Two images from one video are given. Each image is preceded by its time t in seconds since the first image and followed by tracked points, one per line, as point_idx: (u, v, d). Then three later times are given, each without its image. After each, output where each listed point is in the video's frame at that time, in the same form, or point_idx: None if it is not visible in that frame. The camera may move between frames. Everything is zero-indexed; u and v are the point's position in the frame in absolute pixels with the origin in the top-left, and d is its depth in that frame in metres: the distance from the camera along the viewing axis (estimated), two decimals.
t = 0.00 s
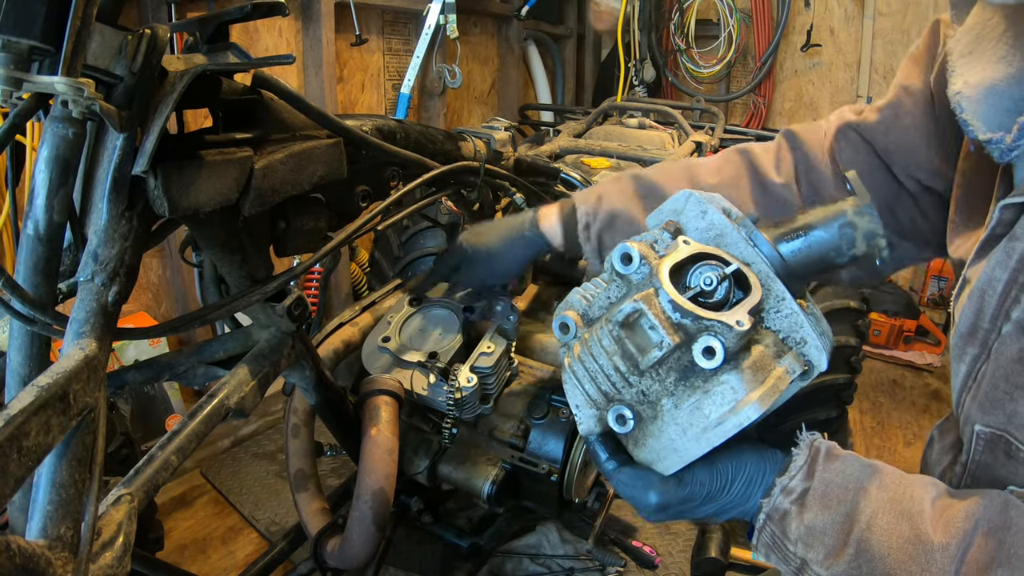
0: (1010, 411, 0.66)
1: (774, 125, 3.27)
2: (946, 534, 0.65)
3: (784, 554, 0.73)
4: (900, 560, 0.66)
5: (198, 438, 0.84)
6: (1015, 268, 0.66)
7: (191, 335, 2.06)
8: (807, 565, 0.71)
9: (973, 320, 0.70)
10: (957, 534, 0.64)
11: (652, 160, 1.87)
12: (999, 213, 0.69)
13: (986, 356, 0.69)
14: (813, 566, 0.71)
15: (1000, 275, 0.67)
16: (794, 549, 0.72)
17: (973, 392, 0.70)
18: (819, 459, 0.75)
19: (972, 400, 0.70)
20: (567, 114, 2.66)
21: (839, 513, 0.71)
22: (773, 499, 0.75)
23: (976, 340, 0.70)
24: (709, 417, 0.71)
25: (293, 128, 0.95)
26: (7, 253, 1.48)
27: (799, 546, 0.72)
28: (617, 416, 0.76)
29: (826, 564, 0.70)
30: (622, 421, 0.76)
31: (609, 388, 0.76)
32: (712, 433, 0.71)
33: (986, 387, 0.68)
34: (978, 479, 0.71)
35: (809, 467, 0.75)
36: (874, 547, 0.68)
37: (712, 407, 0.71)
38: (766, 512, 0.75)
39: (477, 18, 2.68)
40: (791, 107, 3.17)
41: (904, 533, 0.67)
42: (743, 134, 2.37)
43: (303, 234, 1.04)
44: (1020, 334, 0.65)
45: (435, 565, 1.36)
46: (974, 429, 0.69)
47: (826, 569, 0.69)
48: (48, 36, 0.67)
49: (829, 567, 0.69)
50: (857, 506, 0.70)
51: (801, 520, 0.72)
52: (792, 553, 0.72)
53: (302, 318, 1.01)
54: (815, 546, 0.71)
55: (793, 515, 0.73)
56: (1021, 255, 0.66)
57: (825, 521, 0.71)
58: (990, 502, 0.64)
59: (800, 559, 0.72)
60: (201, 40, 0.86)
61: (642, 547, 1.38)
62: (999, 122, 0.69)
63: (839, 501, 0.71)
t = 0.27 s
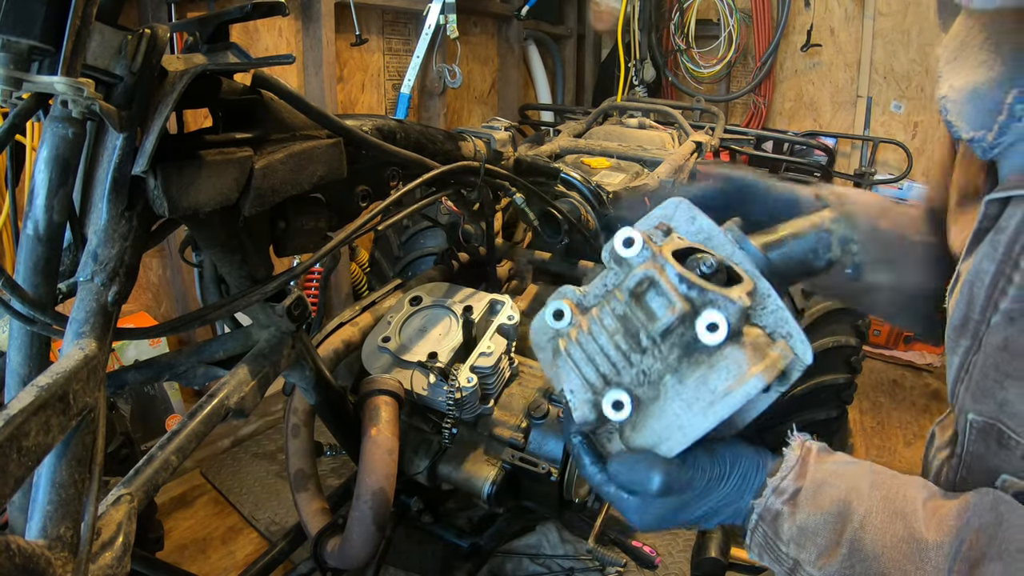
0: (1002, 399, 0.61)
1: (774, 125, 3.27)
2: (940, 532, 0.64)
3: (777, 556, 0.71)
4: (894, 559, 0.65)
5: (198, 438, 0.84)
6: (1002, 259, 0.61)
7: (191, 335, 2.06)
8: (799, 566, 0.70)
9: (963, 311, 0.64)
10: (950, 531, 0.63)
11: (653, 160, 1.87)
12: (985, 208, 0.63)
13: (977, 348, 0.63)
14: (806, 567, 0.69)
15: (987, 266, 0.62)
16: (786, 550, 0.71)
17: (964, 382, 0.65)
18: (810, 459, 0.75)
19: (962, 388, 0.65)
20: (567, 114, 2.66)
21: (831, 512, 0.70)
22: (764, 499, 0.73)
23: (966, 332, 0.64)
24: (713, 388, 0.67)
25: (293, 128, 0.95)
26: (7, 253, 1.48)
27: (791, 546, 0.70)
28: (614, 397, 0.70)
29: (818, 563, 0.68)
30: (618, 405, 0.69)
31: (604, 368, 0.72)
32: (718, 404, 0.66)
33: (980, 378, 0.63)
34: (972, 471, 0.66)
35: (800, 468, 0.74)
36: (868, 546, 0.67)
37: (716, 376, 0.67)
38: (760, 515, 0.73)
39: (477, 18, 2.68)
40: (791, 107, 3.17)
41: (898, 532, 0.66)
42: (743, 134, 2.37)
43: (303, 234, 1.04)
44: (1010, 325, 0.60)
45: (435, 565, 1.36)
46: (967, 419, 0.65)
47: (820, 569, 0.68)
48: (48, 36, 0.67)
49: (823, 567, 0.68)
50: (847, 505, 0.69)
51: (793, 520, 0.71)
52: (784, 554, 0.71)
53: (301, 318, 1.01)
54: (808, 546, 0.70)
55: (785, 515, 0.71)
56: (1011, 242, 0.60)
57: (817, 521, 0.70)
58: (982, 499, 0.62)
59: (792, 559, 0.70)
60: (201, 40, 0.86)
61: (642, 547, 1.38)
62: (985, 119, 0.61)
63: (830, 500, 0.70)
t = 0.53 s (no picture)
0: (1013, 359, 0.55)
1: (773, 125, 3.27)
2: (948, 511, 0.51)
3: (785, 538, 0.54)
4: (911, 537, 0.51)
5: (198, 438, 0.84)
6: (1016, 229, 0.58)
7: (191, 335, 2.07)
8: (807, 549, 0.53)
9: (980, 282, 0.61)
10: (961, 506, 0.51)
11: (652, 160, 1.88)
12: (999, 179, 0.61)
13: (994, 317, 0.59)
14: (815, 549, 0.52)
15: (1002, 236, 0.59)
16: (795, 532, 0.53)
17: (980, 347, 0.59)
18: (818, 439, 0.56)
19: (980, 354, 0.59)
20: (567, 114, 2.66)
21: (841, 490, 0.53)
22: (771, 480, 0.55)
23: (984, 302, 0.61)
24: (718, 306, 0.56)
25: (293, 128, 0.95)
26: (7, 254, 1.48)
27: (800, 528, 0.53)
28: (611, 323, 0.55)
29: (830, 546, 0.52)
30: (610, 332, 0.55)
31: (597, 300, 0.57)
32: (719, 314, 0.54)
33: (992, 341, 0.57)
34: (982, 443, 0.59)
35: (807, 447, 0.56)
36: (879, 526, 0.51)
37: (711, 290, 0.56)
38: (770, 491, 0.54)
39: (477, 18, 2.68)
40: (791, 107, 3.17)
41: (908, 509, 0.52)
42: (743, 134, 2.37)
43: (302, 235, 1.04)
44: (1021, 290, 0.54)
45: (435, 565, 1.36)
46: (979, 383, 0.58)
47: (829, 549, 0.52)
48: (48, 36, 0.67)
49: (831, 547, 0.52)
50: (853, 482, 0.53)
51: (803, 500, 0.53)
52: (792, 536, 0.53)
53: (301, 318, 1.02)
54: (819, 526, 0.52)
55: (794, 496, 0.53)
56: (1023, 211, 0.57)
57: (828, 500, 0.52)
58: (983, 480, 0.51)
59: (801, 540, 0.53)
60: (200, 40, 0.86)
61: (642, 547, 1.38)
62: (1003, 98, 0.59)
63: (836, 478, 0.53)
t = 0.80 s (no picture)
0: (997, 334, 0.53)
1: (774, 125, 3.27)
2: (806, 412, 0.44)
3: (635, 442, 0.43)
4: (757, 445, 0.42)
5: (198, 438, 0.84)
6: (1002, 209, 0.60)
7: (190, 335, 2.06)
8: (649, 449, 0.42)
9: (967, 264, 0.63)
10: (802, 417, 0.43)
11: (652, 160, 1.88)
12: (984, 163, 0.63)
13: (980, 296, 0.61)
14: (655, 449, 0.42)
15: (988, 217, 0.60)
16: (640, 430, 0.43)
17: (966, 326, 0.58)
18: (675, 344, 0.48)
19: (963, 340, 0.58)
20: (566, 114, 2.66)
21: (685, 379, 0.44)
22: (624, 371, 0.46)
23: (971, 285, 0.63)
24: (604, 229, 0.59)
25: (292, 128, 0.95)
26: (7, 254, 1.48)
27: (646, 425, 0.43)
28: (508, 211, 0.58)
29: (670, 442, 0.42)
30: (508, 218, 0.55)
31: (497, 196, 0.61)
32: (609, 224, 0.56)
33: (977, 325, 0.55)
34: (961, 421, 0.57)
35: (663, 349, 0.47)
36: (719, 419, 0.42)
37: (603, 208, 0.59)
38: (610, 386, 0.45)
39: (476, 18, 2.68)
40: (791, 107, 3.17)
41: (758, 400, 0.44)
42: (743, 134, 2.37)
43: (301, 235, 1.04)
44: (1005, 272, 0.55)
45: (435, 565, 1.36)
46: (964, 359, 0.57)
47: (672, 447, 0.42)
48: (47, 37, 0.67)
49: (675, 446, 0.42)
50: (706, 374, 0.45)
51: (649, 393, 0.44)
52: (640, 436, 0.43)
53: (300, 318, 1.01)
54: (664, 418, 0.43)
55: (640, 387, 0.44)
56: (1008, 190, 0.59)
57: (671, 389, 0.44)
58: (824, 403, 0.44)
59: (640, 439, 0.43)
60: (200, 41, 0.86)
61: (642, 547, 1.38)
62: (989, 75, 0.60)
63: (690, 365, 0.45)
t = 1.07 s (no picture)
0: (968, 342, 0.71)
1: (773, 125, 3.27)
2: (734, 416, 0.68)
3: (576, 440, 0.74)
4: (692, 457, 0.66)
5: (198, 438, 0.84)
6: (970, 216, 0.78)
7: (190, 335, 2.06)
8: (594, 447, 0.72)
9: (944, 270, 0.81)
10: (737, 426, 0.66)
11: (653, 160, 1.87)
12: (956, 169, 0.81)
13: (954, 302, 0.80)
14: (598, 446, 0.72)
15: (959, 222, 0.78)
16: (584, 432, 0.74)
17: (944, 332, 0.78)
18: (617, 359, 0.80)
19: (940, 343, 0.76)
20: (567, 114, 2.66)
21: (627, 394, 0.73)
22: (569, 390, 0.79)
23: (946, 288, 0.81)
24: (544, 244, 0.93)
25: (293, 127, 0.95)
26: (7, 253, 1.48)
27: (587, 427, 0.73)
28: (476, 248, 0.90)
29: (609, 442, 0.71)
30: (469, 236, 0.93)
31: (462, 219, 1.01)
32: (536, 246, 0.93)
33: (952, 327, 0.72)
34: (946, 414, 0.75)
35: (605, 362, 0.80)
36: (652, 424, 0.69)
37: (551, 230, 0.96)
38: (558, 389, 0.82)
39: (476, 18, 2.68)
40: (791, 107, 3.17)
41: (687, 414, 0.69)
42: (743, 134, 2.37)
43: (302, 235, 1.04)
44: (977, 277, 0.73)
45: (435, 565, 1.36)
46: (943, 365, 0.74)
47: (611, 446, 0.70)
48: (47, 36, 0.67)
49: (612, 444, 0.70)
50: (641, 388, 0.73)
51: (592, 402, 0.75)
52: (582, 436, 0.74)
53: (301, 318, 1.00)
54: (603, 427, 0.72)
55: (584, 399, 0.76)
56: (975, 200, 0.77)
57: (613, 402, 0.73)
58: (757, 408, 0.68)
59: (589, 441, 0.73)
60: (200, 40, 0.86)
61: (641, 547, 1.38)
62: (953, 87, 0.81)
63: (629, 385, 0.74)
